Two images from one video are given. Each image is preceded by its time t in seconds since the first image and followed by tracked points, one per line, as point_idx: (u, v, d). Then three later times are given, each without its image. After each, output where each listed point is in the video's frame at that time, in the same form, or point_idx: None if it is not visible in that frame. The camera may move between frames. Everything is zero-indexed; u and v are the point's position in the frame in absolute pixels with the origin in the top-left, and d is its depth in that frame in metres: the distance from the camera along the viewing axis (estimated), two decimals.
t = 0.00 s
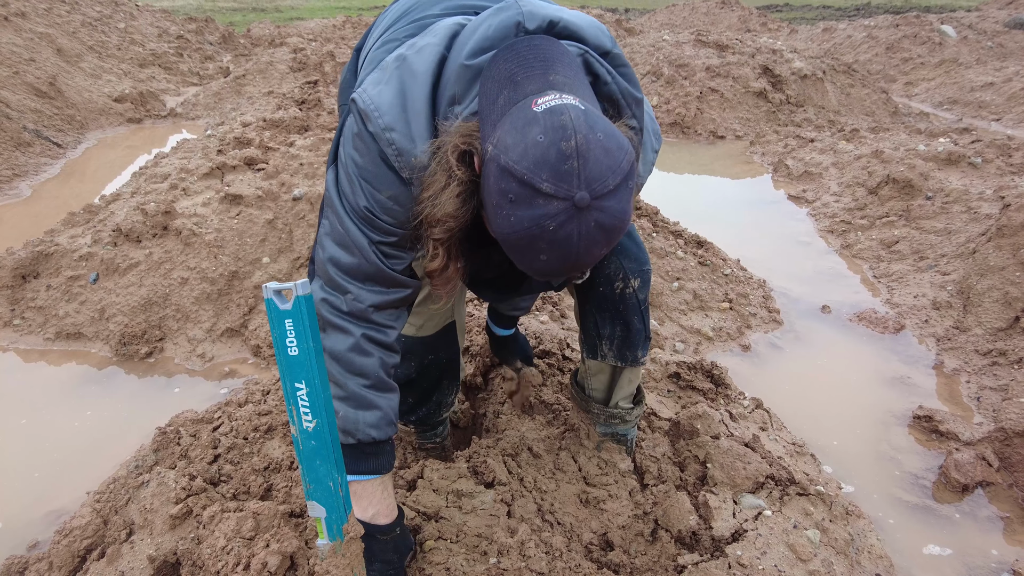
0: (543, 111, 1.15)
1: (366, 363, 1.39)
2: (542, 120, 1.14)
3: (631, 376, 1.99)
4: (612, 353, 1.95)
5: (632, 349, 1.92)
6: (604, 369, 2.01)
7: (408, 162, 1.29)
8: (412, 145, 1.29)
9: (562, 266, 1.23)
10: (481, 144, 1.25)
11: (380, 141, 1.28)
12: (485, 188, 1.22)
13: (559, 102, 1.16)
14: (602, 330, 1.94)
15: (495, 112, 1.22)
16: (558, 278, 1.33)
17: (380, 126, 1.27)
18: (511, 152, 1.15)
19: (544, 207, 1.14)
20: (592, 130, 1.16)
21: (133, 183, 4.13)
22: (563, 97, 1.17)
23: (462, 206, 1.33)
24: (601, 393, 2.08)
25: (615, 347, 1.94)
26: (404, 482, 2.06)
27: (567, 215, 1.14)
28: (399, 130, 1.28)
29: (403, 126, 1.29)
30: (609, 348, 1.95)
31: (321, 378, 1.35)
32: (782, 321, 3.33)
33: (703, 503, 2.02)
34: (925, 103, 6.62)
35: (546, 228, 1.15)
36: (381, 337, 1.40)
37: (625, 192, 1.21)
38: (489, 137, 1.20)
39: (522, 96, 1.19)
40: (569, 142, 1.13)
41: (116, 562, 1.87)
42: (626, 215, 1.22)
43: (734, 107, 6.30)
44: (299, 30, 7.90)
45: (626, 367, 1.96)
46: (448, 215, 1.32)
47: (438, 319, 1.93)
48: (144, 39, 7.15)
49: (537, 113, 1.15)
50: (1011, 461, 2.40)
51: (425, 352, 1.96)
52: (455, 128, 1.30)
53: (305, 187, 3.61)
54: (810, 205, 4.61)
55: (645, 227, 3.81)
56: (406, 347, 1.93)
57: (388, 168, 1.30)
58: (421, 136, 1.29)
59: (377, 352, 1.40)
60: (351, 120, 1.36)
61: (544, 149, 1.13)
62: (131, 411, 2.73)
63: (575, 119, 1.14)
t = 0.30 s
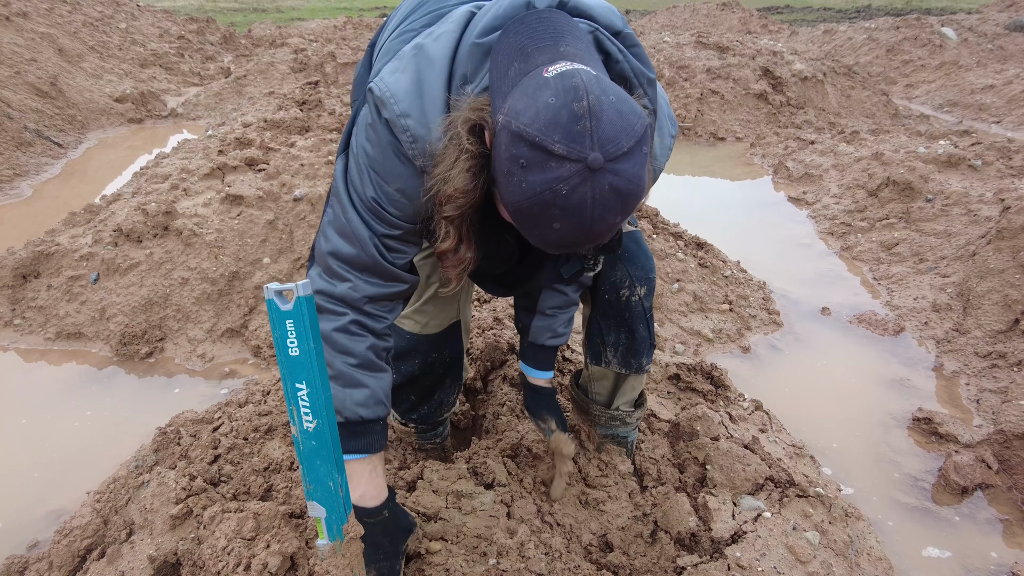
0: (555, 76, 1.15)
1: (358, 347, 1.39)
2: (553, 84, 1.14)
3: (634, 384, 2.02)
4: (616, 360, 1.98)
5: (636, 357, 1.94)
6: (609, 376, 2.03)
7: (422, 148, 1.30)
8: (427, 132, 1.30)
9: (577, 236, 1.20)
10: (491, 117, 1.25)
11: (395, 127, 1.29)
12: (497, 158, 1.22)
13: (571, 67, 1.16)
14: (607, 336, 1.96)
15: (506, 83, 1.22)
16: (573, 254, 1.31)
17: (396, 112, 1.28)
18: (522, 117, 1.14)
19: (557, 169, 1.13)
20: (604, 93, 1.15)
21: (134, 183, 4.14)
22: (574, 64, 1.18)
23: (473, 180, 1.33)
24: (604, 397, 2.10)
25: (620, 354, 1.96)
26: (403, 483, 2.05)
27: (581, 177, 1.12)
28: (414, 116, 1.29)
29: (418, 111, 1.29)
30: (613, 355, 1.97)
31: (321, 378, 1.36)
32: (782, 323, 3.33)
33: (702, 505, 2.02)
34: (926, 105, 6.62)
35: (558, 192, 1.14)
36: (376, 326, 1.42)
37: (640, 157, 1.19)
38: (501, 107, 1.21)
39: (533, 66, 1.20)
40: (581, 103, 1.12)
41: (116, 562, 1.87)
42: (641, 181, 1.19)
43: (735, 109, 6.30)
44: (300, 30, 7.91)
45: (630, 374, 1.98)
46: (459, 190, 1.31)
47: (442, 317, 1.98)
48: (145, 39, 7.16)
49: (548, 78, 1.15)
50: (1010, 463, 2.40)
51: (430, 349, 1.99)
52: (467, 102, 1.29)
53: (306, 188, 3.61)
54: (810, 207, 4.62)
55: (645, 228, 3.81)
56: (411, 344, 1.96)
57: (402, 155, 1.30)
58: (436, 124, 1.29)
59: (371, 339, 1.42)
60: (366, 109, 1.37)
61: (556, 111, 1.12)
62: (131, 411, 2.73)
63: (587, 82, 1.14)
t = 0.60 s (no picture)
0: (571, 75, 1.13)
1: (336, 291, 1.42)
2: (569, 83, 1.12)
3: (639, 388, 2.03)
4: (622, 365, 1.98)
5: (641, 363, 1.95)
6: (613, 379, 2.04)
7: (415, 146, 1.29)
8: (421, 131, 1.28)
9: (581, 240, 1.19)
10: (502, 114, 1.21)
11: (389, 123, 1.27)
12: (505, 157, 1.19)
13: (588, 68, 1.14)
14: (613, 342, 1.95)
15: (519, 80, 1.20)
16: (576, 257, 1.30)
17: (391, 108, 1.27)
18: (535, 115, 1.13)
19: (568, 170, 1.11)
20: (621, 96, 1.14)
21: (134, 182, 4.14)
22: (591, 65, 1.16)
23: (481, 178, 1.29)
24: (608, 399, 2.10)
25: (626, 360, 1.97)
26: (404, 483, 2.04)
27: (591, 180, 1.11)
28: (409, 113, 1.27)
29: (414, 109, 1.28)
30: (619, 360, 1.97)
31: (323, 375, 1.37)
32: (784, 324, 3.33)
33: (705, 504, 2.02)
34: (927, 106, 6.61)
35: (567, 194, 1.13)
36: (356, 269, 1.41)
37: (653, 164, 1.18)
38: (512, 104, 1.19)
39: (548, 65, 1.18)
40: (597, 104, 1.11)
41: (116, 561, 1.86)
42: (652, 188, 1.19)
43: (736, 110, 6.30)
44: (301, 30, 7.91)
45: (635, 379, 1.99)
46: (466, 188, 1.28)
47: (445, 319, 1.97)
48: (146, 38, 7.16)
49: (564, 77, 1.13)
50: (1013, 464, 2.39)
51: (432, 352, 1.98)
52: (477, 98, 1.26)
53: (307, 187, 3.61)
54: (812, 207, 4.61)
55: (647, 228, 3.81)
56: (412, 347, 1.95)
57: (394, 151, 1.30)
58: (431, 121, 1.28)
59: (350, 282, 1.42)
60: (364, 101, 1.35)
61: (570, 110, 1.11)
62: (131, 410, 2.72)
63: (603, 84, 1.13)
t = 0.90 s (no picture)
0: (540, 73, 1.11)
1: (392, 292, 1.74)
2: (537, 81, 1.10)
3: (635, 392, 2.02)
4: (616, 368, 1.98)
5: (636, 366, 1.94)
6: (608, 381, 2.03)
7: (394, 154, 1.37)
8: (398, 139, 1.35)
9: (550, 244, 1.16)
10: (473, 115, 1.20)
11: (369, 132, 1.36)
12: (474, 158, 1.18)
13: (557, 66, 1.12)
14: (607, 346, 1.95)
15: (490, 79, 1.19)
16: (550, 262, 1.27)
17: (369, 118, 1.35)
18: (502, 114, 1.10)
19: (533, 171, 1.09)
20: (590, 94, 1.11)
21: (133, 182, 4.13)
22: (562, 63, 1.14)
23: (451, 181, 1.30)
24: (604, 401, 2.09)
25: (620, 362, 1.96)
26: (401, 485, 2.02)
27: (557, 182, 1.08)
28: (385, 122, 1.34)
29: (390, 117, 1.34)
30: (613, 363, 1.97)
31: (315, 378, 1.38)
32: (783, 325, 3.32)
33: (701, 508, 2.01)
34: (928, 107, 6.60)
35: (533, 195, 1.10)
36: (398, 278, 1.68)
37: (622, 166, 1.14)
38: (484, 103, 1.17)
39: (520, 63, 1.16)
40: (563, 103, 1.08)
41: (109, 563, 1.86)
42: (623, 190, 1.15)
43: (737, 110, 6.29)
44: (302, 30, 7.89)
45: (631, 382, 1.98)
46: (435, 189, 1.30)
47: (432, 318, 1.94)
48: (146, 38, 7.16)
49: (533, 76, 1.11)
50: (1011, 467, 2.38)
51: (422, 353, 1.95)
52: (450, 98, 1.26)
53: (305, 187, 3.60)
54: (812, 208, 4.60)
55: (646, 229, 3.80)
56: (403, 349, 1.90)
57: (377, 159, 1.40)
58: (406, 125, 1.34)
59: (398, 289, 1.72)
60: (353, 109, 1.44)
61: (536, 109, 1.08)
62: (127, 411, 2.71)
63: (571, 81, 1.10)
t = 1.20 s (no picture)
0: (493, 129, 1.11)
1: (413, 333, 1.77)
2: (489, 139, 1.10)
3: (633, 391, 2.02)
4: (613, 366, 1.97)
5: (633, 364, 1.94)
6: (606, 380, 2.02)
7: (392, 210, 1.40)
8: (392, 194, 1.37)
9: (521, 291, 1.18)
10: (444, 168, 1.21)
11: (365, 193, 1.40)
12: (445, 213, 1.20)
13: (510, 119, 1.11)
14: (603, 344, 1.94)
15: (454, 133, 1.19)
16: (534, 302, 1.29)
17: (362, 180, 1.38)
18: (460, 174, 1.11)
19: (493, 229, 1.10)
20: (542, 147, 1.09)
21: (131, 181, 4.12)
22: (516, 114, 1.12)
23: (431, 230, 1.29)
24: (602, 399, 2.08)
25: (616, 361, 1.96)
26: (398, 485, 2.01)
27: (516, 238, 1.09)
28: (378, 180, 1.36)
29: (382, 176, 1.37)
30: (609, 361, 1.96)
31: (308, 377, 1.39)
32: (783, 324, 3.30)
33: (700, 507, 2.00)
34: (929, 106, 6.58)
35: (496, 251, 1.12)
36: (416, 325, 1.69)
37: (583, 212, 1.13)
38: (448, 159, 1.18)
39: (479, 116, 1.16)
40: (514, 160, 1.08)
41: (104, 564, 1.85)
42: (586, 234, 1.14)
43: (737, 109, 6.27)
44: (301, 29, 7.87)
45: (628, 380, 1.98)
46: (416, 239, 1.30)
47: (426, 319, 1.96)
48: (145, 37, 7.15)
49: (487, 132, 1.11)
50: (1013, 466, 2.38)
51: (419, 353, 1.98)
52: (423, 154, 1.27)
53: (303, 186, 3.59)
54: (812, 207, 4.59)
55: (645, 227, 3.78)
56: (401, 349, 1.96)
57: (381, 215, 1.44)
58: (397, 178, 1.34)
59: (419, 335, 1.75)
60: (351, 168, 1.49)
61: (489, 168, 1.08)
62: (123, 411, 2.70)
63: (522, 137, 1.09)
